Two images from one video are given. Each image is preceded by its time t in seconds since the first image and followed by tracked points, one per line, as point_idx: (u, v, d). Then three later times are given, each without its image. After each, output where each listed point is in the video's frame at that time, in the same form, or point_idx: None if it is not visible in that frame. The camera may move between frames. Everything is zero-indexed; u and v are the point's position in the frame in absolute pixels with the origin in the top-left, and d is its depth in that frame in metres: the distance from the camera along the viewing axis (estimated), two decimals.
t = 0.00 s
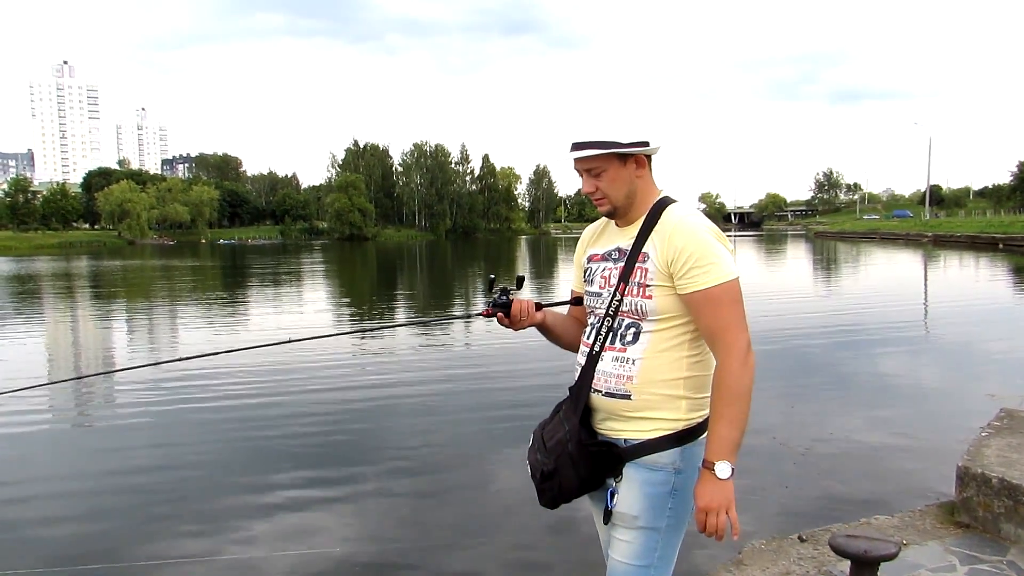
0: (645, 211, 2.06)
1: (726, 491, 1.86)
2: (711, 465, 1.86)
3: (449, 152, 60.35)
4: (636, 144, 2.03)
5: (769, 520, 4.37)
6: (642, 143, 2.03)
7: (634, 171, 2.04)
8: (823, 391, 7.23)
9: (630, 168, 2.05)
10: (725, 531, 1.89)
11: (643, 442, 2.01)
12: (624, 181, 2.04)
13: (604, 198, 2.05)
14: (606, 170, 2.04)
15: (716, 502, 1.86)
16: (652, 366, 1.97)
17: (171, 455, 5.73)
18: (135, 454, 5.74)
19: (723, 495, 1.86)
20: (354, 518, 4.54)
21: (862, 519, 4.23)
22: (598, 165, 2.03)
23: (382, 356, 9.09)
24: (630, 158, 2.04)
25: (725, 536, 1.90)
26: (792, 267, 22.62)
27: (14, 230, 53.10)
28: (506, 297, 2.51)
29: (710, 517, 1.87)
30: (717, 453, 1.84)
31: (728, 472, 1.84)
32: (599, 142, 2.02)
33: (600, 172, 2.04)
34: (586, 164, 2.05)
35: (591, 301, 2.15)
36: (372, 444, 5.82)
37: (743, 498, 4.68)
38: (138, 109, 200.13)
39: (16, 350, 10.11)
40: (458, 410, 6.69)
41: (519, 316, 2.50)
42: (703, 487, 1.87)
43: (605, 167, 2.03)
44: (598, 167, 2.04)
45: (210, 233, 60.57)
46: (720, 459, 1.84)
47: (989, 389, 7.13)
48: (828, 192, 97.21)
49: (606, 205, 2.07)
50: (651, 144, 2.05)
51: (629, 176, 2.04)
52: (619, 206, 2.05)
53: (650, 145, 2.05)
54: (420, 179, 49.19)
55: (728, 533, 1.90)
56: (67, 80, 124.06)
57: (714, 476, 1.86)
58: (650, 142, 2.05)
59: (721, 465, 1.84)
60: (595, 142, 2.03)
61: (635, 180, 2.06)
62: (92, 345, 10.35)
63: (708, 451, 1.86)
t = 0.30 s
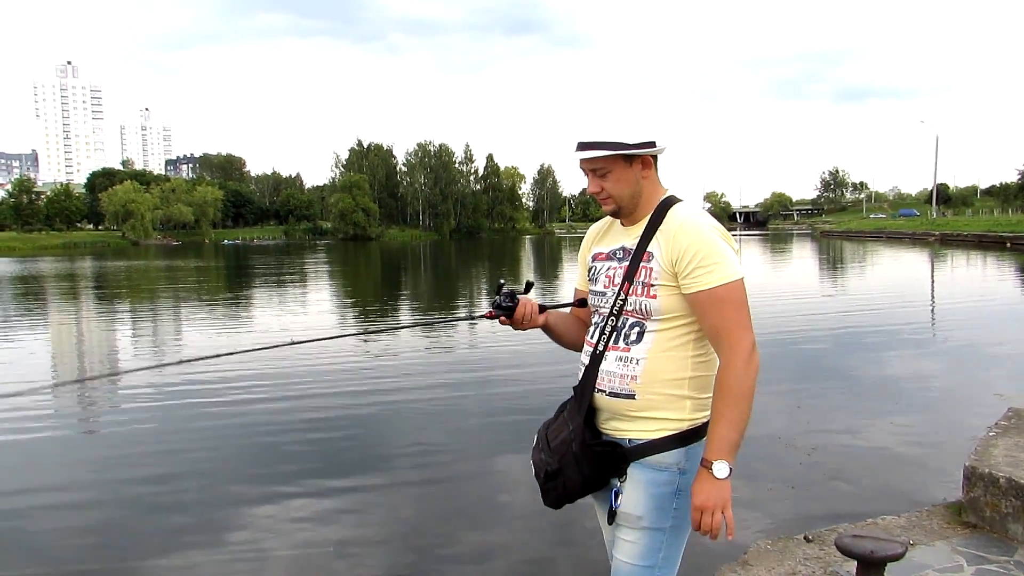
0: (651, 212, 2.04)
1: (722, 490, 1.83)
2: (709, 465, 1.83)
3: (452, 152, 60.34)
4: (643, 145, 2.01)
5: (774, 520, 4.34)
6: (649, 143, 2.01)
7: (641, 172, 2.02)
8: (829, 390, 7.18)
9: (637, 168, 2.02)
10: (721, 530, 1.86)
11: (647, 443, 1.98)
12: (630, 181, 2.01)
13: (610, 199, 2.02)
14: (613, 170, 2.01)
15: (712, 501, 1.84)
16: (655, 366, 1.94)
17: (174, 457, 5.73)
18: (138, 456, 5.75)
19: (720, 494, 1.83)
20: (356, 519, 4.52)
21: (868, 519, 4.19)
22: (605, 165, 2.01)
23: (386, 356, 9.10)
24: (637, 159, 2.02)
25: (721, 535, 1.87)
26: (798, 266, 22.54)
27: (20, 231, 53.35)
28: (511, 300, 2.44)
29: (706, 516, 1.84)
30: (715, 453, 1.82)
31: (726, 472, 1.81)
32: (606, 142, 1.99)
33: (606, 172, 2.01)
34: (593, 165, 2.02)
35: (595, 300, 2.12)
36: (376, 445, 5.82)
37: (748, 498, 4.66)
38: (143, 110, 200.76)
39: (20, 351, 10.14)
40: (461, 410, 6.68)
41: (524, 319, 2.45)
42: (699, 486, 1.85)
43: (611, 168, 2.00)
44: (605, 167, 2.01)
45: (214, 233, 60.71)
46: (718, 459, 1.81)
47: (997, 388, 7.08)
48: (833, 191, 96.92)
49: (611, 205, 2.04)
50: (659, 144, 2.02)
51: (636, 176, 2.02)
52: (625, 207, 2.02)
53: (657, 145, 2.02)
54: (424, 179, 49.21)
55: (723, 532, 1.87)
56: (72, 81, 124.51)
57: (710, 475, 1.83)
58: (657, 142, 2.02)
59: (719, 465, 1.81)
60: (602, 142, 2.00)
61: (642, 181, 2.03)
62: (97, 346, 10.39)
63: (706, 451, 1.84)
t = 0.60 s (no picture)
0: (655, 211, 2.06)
1: (713, 487, 1.85)
2: (703, 462, 1.84)
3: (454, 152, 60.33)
4: (648, 145, 2.03)
5: (777, 519, 4.36)
6: (653, 143, 2.03)
7: (645, 172, 2.04)
8: (831, 389, 7.20)
9: (642, 168, 2.04)
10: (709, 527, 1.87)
11: (648, 442, 2.00)
12: (634, 181, 2.03)
13: (615, 199, 2.04)
14: (618, 171, 2.03)
15: (703, 498, 1.85)
16: (657, 365, 1.96)
17: (178, 456, 5.75)
18: (141, 456, 5.77)
19: (711, 492, 1.85)
20: (360, 518, 4.54)
21: (870, 518, 4.21)
22: (610, 165, 2.02)
23: (389, 356, 9.13)
24: (641, 159, 2.03)
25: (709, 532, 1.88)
26: (801, 265, 22.55)
27: (24, 231, 53.51)
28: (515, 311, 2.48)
29: (695, 512, 1.86)
30: (709, 450, 1.83)
31: (719, 471, 1.83)
32: (611, 142, 2.01)
33: (611, 172, 2.03)
34: (598, 164, 2.04)
35: (597, 299, 2.15)
36: (380, 444, 5.85)
37: (750, 497, 4.67)
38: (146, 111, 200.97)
39: (24, 351, 10.18)
40: (465, 410, 6.72)
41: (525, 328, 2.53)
42: (690, 483, 1.86)
43: (616, 168, 2.02)
44: (610, 168, 2.03)
45: (217, 233, 60.79)
46: (712, 456, 1.82)
47: (999, 387, 7.09)
48: (836, 191, 96.80)
49: (616, 205, 2.06)
50: (663, 144, 2.04)
51: (640, 176, 2.04)
52: (630, 207, 2.05)
53: (661, 145, 2.04)
54: (427, 178, 49.26)
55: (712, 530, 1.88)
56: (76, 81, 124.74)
57: (702, 473, 1.84)
58: (661, 142, 2.04)
59: (713, 463, 1.82)
60: (607, 143, 2.01)
61: (646, 180, 2.05)
62: (101, 345, 10.45)
63: (701, 448, 1.85)
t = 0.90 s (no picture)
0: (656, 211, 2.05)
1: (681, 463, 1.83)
2: (677, 436, 1.83)
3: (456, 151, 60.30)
4: (649, 145, 2.01)
5: (779, 519, 4.34)
6: (654, 144, 2.01)
7: (647, 172, 2.03)
8: (834, 389, 7.17)
9: (643, 169, 2.03)
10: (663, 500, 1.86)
11: (649, 441, 1.99)
12: (637, 181, 2.02)
13: (616, 199, 2.02)
14: (619, 171, 2.01)
15: (666, 469, 1.83)
16: (658, 365, 1.95)
17: (179, 458, 5.74)
18: (143, 457, 5.77)
19: (675, 466, 1.83)
20: (361, 520, 4.53)
21: (873, 517, 4.19)
22: (611, 165, 2.01)
23: (391, 356, 9.14)
24: (642, 159, 2.02)
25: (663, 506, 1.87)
26: (804, 264, 22.49)
27: (26, 231, 53.59)
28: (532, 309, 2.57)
29: (654, 481, 1.85)
30: (688, 427, 1.82)
31: (690, 448, 1.81)
32: (612, 142, 1.99)
33: (613, 173, 2.02)
34: (599, 165, 2.02)
35: (598, 299, 2.13)
36: (382, 445, 5.85)
37: (752, 497, 4.66)
38: (149, 111, 201.10)
39: (26, 351, 10.15)
40: (466, 411, 6.71)
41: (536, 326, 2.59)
42: (659, 452, 1.85)
43: (617, 169, 2.00)
44: (611, 168, 2.01)
45: (219, 233, 60.79)
46: (687, 432, 1.81)
47: (1002, 386, 7.06)
48: (839, 189, 96.63)
49: (618, 206, 2.04)
50: (664, 145, 2.03)
51: (641, 176, 2.02)
52: (631, 207, 2.03)
53: (662, 146, 2.03)
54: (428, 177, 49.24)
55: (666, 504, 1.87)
56: (78, 80, 124.77)
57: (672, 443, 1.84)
58: (663, 143, 2.03)
59: (686, 438, 1.81)
60: (608, 143, 2.00)
61: (648, 181, 2.04)
62: (103, 346, 10.46)
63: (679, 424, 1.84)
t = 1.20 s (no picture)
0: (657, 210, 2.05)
1: (637, 421, 1.88)
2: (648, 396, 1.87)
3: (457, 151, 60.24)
4: (650, 145, 2.01)
5: (782, 518, 4.33)
6: (655, 144, 2.01)
7: (648, 172, 2.02)
8: (836, 388, 7.16)
9: (644, 169, 2.03)
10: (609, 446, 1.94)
11: (652, 442, 1.98)
12: (637, 182, 2.01)
13: (617, 200, 2.02)
14: (620, 171, 2.01)
15: (622, 421, 1.89)
16: (660, 365, 1.95)
17: (181, 459, 5.74)
18: (145, 458, 5.77)
19: (635, 420, 1.88)
20: (363, 520, 4.53)
21: (876, 516, 4.18)
22: (612, 166, 2.00)
23: (393, 357, 9.15)
24: (643, 160, 2.01)
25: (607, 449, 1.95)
26: (806, 263, 22.49)
27: (29, 233, 53.68)
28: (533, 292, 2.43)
29: (610, 428, 1.91)
30: (658, 392, 1.85)
31: (656, 412, 1.85)
32: (613, 143, 1.99)
33: (613, 174, 2.01)
34: (600, 165, 2.02)
35: (600, 300, 2.13)
36: (384, 446, 5.86)
37: (755, 496, 4.65)
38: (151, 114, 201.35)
39: (28, 354, 10.16)
40: (468, 411, 6.71)
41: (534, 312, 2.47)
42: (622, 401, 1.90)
43: (618, 169, 2.00)
44: (612, 168, 2.01)
45: (221, 235, 60.86)
46: (657, 398, 1.85)
47: (1005, 384, 7.05)
48: (841, 188, 96.52)
49: (619, 207, 2.04)
50: (664, 144, 2.03)
51: (642, 176, 2.02)
52: (632, 208, 2.03)
53: (663, 145, 2.02)
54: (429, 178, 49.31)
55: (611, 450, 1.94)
56: (80, 82, 124.92)
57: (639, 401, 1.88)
58: (663, 142, 2.02)
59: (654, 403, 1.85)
60: (608, 144, 1.99)
61: (648, 181, 2.04)
62: (105, 348, 10.48)
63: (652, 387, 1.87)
